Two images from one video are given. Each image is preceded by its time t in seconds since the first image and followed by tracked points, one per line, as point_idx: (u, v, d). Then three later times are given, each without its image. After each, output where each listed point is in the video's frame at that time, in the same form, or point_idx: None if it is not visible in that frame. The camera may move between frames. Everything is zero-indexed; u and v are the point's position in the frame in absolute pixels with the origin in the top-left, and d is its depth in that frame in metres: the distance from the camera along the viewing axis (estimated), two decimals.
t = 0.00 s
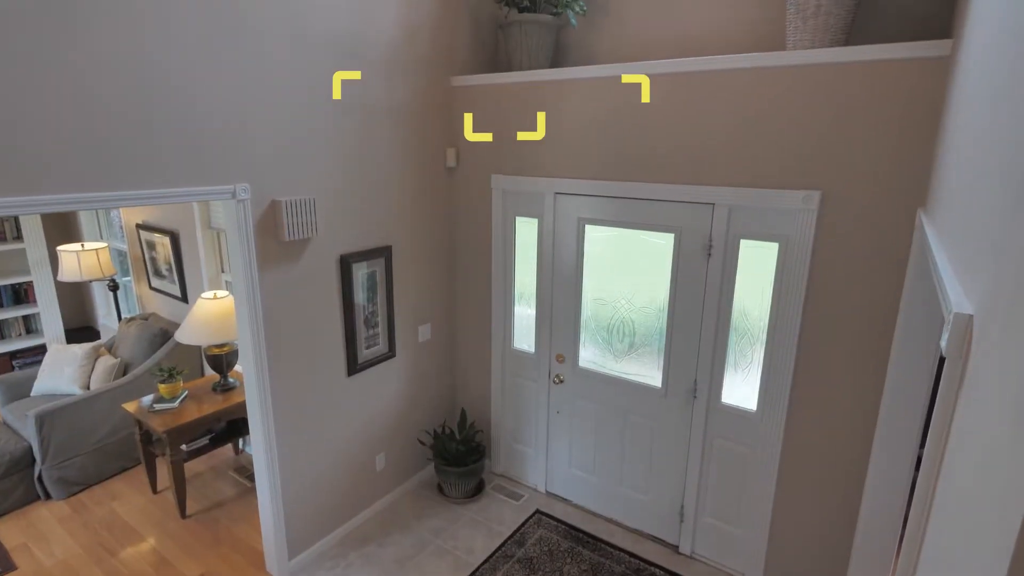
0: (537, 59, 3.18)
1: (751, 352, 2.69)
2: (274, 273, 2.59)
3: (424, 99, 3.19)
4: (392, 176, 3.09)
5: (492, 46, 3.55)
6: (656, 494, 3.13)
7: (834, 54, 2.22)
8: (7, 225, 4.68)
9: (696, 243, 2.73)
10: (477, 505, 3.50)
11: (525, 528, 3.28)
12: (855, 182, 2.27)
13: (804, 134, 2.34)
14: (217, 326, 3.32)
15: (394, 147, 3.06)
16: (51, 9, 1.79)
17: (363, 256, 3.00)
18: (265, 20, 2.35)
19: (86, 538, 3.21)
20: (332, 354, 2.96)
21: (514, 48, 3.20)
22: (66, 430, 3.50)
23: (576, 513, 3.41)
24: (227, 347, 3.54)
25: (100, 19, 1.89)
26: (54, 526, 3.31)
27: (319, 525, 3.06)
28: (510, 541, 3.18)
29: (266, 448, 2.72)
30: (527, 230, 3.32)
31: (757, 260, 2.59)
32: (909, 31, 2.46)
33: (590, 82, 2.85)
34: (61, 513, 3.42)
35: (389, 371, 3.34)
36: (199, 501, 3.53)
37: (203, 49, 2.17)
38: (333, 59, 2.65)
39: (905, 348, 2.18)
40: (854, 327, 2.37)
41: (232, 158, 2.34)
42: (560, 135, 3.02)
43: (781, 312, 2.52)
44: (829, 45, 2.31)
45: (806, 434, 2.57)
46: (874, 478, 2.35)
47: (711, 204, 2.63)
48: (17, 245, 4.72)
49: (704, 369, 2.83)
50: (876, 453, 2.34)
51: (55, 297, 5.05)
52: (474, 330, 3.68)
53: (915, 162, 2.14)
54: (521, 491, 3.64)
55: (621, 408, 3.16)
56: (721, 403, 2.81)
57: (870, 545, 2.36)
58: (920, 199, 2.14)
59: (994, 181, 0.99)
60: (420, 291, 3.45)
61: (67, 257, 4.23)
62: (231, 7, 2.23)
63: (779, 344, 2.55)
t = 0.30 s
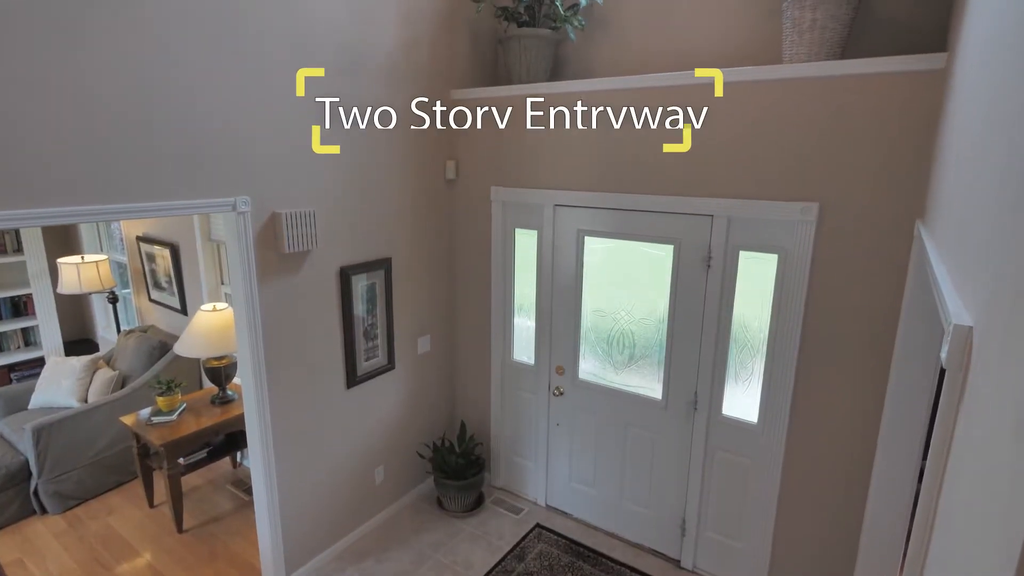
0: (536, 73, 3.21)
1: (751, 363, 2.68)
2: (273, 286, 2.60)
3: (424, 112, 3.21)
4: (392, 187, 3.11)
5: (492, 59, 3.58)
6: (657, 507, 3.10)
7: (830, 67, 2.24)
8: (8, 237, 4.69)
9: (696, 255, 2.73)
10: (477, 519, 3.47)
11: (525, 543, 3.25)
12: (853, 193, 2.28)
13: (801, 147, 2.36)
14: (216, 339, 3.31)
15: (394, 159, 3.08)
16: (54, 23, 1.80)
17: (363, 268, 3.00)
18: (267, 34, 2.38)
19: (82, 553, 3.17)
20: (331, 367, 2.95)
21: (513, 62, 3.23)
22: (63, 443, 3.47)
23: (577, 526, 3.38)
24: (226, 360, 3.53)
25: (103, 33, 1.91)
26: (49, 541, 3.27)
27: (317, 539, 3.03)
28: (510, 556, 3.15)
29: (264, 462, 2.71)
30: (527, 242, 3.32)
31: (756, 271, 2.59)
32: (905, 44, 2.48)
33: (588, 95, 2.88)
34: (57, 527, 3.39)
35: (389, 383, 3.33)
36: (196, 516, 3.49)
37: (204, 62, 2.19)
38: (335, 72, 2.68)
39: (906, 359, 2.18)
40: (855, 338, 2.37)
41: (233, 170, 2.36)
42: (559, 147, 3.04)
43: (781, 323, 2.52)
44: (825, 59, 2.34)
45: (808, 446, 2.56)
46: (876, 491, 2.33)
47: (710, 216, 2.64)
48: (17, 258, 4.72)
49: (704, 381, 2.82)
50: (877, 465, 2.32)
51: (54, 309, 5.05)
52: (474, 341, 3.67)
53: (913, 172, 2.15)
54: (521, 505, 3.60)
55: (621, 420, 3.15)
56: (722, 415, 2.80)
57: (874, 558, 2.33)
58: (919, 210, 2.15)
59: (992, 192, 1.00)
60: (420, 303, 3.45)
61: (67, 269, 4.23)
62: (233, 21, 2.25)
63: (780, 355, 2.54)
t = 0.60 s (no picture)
0: (536, 86, 3.24)
1: (752, 375, 2.67)
2: (273, 298, 2.60)
3: (424, 124, 3.23)
4: (392, 199, 3.12)
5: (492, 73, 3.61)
6: (658, 521, 3.08)
7: (827, 80, 2.27)
8: (8, 250, 4.70)
9: (695, 266, 2.74)
10: (477, 533, 3.44)
11: (525, 557, 3.22)
12: (851, 204, 2.29)
13: (798, 159, 2.37)
14: (215, 351, 3.30)
15: (394, 172, 3.10)
16: (58, 34, 1.83)
17: (363, 280, 3.00)
18: (269, 47, 2.41)
19: (77, 569, 3.14)
20: (330, 379, 2.94)
21: (512, 76, 3.26)
22: (60, 456, 3.45)
23: (578, 540, 3.35)
24: (225, 372, 3.52)
25: (106, 45, 1.93)
26: (44, 556, 3.24)
27: (315, 554, 3.00)
28: (510, 570, 3.12)
29: (263, 475, 2.69)
30: (526, 254, 3.33)
31: (755, 282, 2.59)
32: (900, 57, 2.50)
33: (587, 108, 2.90)
34: (52, 542, 3.36)
35: (388, 395, 3.31)
36: (193, 530, 3.46)
37: (206, 74, 2.21)
38: (336, 85, 2.70)
39: (906, 369, 2.17)
40: (855, 349, 2.37)
41: (234, 183, 2.37)
42: (558, 159, 3.05)
43: (781, 335, 2.52)
44: (821, 72, 2.37)
45: (810, 458, 2.54)
46: (878, 504, 2.31)
47: (709, 227, 2.65)
48: (17, 270, 4.73)
49: (704, 393, 2.80)
50: (880, 477, 2.31)
51: (54, 322, 5.04)
52: (473, 353, 3.66)
53: (910, 184, 2.16)
54: (521, 518, 3.57)
55: (621, 433, 3.13)
56: (723, 428, 2.78)
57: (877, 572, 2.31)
58: (917, 221, 2.16)
59: (989, 201, 1.00)
60: (420, 314, 3.45)
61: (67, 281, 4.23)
62: (235, 34, 2.28)
63: (780, 367, 2.54)
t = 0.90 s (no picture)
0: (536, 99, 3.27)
1: (754, 387, 2.66)
2: (273, 311, 2.60)
3: (425, 138, 3.26)
4: (393, 211, 3.13)
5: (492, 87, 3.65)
6: (661, 535, 3.05)
7: (825, 93, 2.28)
8: (9, 262, 4.71)
9: (695, 278, 2.74)
10: (477, 547, 3.40)
11: (526, 572, 3.18)
12: (851, 216, 2.29)
13: (796, 171, 2.39)
14: (215, 364, 3.29)
15: (394, 184, 3.11)
16: (62, 46, 1.85)
17: (363, 292, 3.00)
18: (271, 61, 2.43)
19: None
20: (330, 392, 2.93)
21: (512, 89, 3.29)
22: (58, 469, 3.43)
23: (579, 555, 3.31)
24: (225, 385, 3.51)
25: (110, 59, 1.95)
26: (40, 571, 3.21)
27: (313, 569, 2.96)
28: None
29: (261, 489, 2.67)
30: (526, 266, 3.34)
31: (756, 294, 2.59)
32: (896, 71, 2.53)
33: (586, 120, 2.92)
34: (49, 557, 3.33)
35: (388, 408, 3.30)
36: (191, 545, 3.43)
37: (209, 88, 2.23)
38: (338, 99, 2.73)
39: (908, 381, 2.17)
40: (856, 361, 2.36)
41: (235, 195, 2.38)
42: (558, 171, 3.07)
43: (782, 346, 2.51)
44: (818, 85, 2.39)
45: (812, 471, 2.53)
46: (882, 517, 2.29)
47: (709, 238, 2.66)
48: (18, 282, 4.73)
49: (705, 405, 2.79)
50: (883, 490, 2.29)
51: (53, 334, 5.04)
52: (473, 365, 3.65)
53: (908, 196, 2.17)
54: (522, 532, 3.54)
55: (622, 445, 3.11)
56: (726, 441, 2.76)
57: None
58: (915, 233, 2.17)
59: (988, 214, 1.00)
60: (420, 326, 3.44)
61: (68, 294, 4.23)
62: (238, 48, 2.30)
63: (781, 378, 2.53)
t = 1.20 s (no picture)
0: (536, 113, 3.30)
1: (755, 399, 2.65)
2: (273, 323, 2.59)
3: (425, 151, 3.28)
4: (393, 223, 3.14)
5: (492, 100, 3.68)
6: (663, 550, 3.01)
7: (822, 106, 2.30)
8: (9, 274, 4.71)
9: (695, 290, 2.74)
10: (477, 562, 3.36)
11: None
12: (850, 227, 2.30)
13: (795, 183, 2.40)
14: (214, 377, 3.28)
15: (394, 197, 3.12)
16: (65, 60, 1.86)
17: (363, 304, 3.00)
18: (272, 76, 2.46)
19: None
20: (330, 405, 2.91)
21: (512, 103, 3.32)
22: (54, 483, 3.40)
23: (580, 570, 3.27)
24: (224, 398, 3.49)
25: (111, 73, 1.97)
26: None
27: None
28: None
29: (259, 504, 2.64)
30: (526, 278, 3.34)
31: (756, 306, 2.59)
32: (892, 85, 2.55)
33: (585, 133, 2.94)
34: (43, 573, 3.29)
35: (388, 420, 3.28)
36: (187, 560, 3.39)
37: (210, 102, 2.25)
38: (339, 113, 2.76)
39: (909, 393, 2.16)
40: (858, 372, 2.35)
41: (235, 207, 2.39)
42: (557, 183, 3.08)
43: (783, 359, 2.51)
44: (815, 98, 2.41)
45: (815, 484, 2.51)
46: (886, 531, 2.27)
47: (708, 250, 2.66)
48: (17, 294, 4.73)
49: (706, 418, 2.78)
50: (886, 504, 2.27)
51: (52, 346, 5.02)
52: (473, 377, 3.64)
53: (906, 207, 2.18)
54: (522, 547, 3.50)
55: (623, 459, 3.09)
56: (727, 454, 2.75)
57: None
58: (914, 244, 2.17)
59: (985, 227, 1.00)
60: (420, 338, 3.44)
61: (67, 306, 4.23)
62: (239, 63, 2.33)
63: (782, 391, 2.52)
